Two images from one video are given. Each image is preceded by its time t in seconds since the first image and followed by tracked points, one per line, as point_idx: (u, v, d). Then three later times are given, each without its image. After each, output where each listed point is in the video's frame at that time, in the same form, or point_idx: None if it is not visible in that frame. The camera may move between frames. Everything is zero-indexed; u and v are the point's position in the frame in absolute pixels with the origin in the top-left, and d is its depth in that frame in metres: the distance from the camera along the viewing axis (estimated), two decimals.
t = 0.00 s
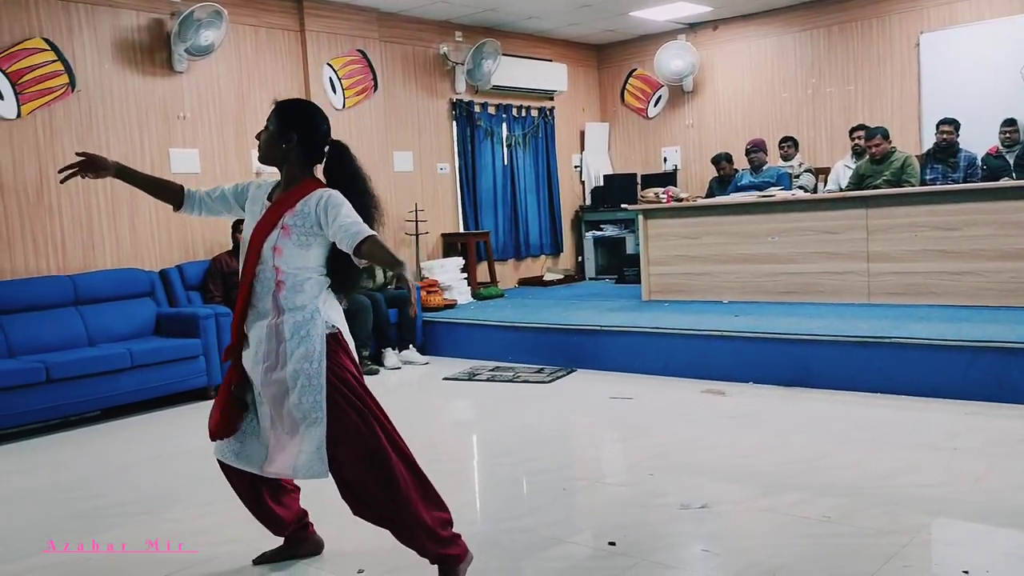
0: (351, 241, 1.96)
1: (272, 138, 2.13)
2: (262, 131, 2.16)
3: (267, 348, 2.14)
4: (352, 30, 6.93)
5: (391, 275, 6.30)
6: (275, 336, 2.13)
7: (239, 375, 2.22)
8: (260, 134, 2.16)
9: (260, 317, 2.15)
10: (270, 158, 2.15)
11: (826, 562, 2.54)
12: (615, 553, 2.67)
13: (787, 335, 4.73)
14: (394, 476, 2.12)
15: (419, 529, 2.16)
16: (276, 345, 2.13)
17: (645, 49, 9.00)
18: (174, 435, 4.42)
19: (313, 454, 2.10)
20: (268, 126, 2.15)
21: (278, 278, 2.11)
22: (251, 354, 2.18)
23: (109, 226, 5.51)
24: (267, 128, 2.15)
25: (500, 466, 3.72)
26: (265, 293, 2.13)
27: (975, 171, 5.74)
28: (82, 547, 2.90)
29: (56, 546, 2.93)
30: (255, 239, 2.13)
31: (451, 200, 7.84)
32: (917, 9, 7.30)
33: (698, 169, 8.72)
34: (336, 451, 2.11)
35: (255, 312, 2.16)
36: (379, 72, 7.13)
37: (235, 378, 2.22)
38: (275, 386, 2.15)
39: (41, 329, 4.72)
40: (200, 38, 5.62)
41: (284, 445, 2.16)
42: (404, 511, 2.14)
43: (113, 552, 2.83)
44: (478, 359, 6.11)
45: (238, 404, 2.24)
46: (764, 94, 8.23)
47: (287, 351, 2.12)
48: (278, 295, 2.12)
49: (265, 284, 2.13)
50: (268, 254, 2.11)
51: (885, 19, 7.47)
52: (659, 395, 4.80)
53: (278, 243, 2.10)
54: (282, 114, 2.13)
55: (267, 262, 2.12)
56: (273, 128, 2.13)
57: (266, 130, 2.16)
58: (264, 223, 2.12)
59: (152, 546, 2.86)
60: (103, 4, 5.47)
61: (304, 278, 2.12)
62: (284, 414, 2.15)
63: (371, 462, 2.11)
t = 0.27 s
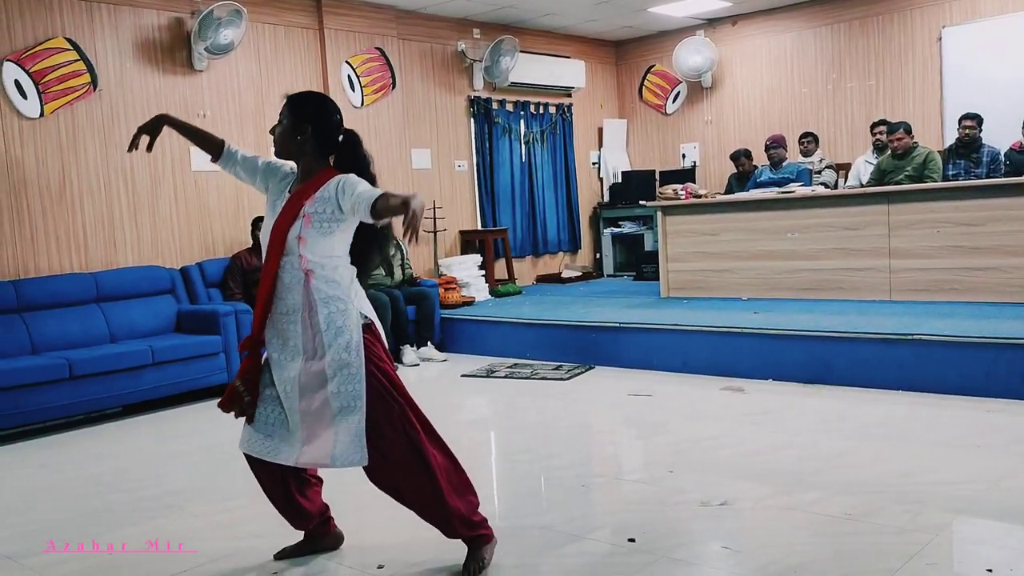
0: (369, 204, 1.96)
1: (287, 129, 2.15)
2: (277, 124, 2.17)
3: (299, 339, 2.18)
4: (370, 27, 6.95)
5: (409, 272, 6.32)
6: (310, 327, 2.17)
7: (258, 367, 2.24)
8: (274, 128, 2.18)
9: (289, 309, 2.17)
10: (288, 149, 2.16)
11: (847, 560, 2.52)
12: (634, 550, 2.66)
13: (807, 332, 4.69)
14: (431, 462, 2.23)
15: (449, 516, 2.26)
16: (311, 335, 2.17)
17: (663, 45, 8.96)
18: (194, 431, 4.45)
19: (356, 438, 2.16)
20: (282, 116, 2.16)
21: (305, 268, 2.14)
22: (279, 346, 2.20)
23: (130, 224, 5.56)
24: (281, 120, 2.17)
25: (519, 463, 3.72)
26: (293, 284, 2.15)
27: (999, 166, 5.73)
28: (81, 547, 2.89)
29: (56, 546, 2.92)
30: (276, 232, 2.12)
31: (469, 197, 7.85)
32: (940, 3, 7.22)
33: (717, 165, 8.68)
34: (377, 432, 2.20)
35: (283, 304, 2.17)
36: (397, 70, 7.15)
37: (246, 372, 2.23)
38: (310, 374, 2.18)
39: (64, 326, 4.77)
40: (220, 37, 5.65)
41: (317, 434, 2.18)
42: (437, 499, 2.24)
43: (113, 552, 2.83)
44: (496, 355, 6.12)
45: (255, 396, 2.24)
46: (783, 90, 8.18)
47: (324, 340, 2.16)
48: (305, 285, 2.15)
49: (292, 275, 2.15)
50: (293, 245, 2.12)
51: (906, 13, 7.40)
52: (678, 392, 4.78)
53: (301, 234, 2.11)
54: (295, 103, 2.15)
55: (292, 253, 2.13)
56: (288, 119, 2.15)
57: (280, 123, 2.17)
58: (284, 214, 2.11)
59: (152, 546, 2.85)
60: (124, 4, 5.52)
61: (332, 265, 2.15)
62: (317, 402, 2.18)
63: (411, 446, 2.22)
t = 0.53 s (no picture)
0: (423, 107, 2.00)
1: (332, 111, 2.13)
2: (319, 111, 2.15)
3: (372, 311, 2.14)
4: (378, 27, 6.96)
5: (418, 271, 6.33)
6: (391, 303, 2.14)
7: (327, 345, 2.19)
8: (317, 117, 2.16)
9: (368, 284, 2.13)
10: (337, 129, 2.15)
11: (856, 559, 2.51)
12: (641, 549, 2.65)
13: (816, 330, 4.67)
14: (470, 472, 2.23)
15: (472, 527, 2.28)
16: (391, 310, 2.14)
17: (673, 42, 8.94)
18: (203, 430, 4.47)
19: (423, 422, 2.14)
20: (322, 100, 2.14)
21: (387, 236, 2.11)
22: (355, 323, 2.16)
23: (140, 223, 5.59)
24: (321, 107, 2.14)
25: (527, 462, 3.72)
26: (375, 257, 2.12)
27: (1010, 164, 5.71)
28: (81, 547, 2.91)
29: (57, 545, 2.94)
30: (353, 199, 2.11)
31: (478, 195, 7.85)
32: None
33: (725, 163, 8.66)
34: (441, 421, 2.18)
35: (362, 279, 2.13)
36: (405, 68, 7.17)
37: (313, 348, 2.17)
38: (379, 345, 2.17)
39: (75, 326, 4.80)
40: (228, 37, 5.67)
41: (386, 413, 2.18)
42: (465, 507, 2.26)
43: (113, 552, 2.85)
44: (506, 354, 6.12)
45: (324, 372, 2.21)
46: (792, 87, 8.14)
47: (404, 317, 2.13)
48: (387, 255, 2.12)
49: (373, 244, 2.12)
50: (375, 210, 2.11)
51: (916, 10, 7.36)
52: (687, 391, 4.77)
53: (381, 198, 2.10)
54: (332, 84, 2.13)
55: (375, 221, 2.11)
56: (329, 101, 2.13)
57: (321, 109, 2.15)
58: (361, 179, 2.10)
59: (152, 546, 2.86)
60: (133, 4, 5.54)
61: (413, 235, 2.14)
62: (386, 381, 2.18)
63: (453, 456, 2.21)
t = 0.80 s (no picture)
0: (467, 103, 2.00)
1: (386, 137, 2.03)
2: (370, 140, 2.04)
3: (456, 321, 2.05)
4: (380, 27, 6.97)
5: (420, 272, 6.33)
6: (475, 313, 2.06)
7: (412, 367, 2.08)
8: (368, 146, 2.05)
9: (455, 295, 2.04)
10: (392, 152, 2.04)
11: (859, 560, 2.50)
12: (644, 550, 2.65)
13: (819, 330, 4.66)
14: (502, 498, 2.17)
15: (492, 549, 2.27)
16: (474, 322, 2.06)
17: (675, 42, 8.93)
18: (207, 431, 4.47)
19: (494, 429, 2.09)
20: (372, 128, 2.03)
21: (475, 243, 2.05)
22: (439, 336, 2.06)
23: (143, 225, 5.60)
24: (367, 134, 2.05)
25: (529, 462, 3.72)
26: (461, 266, 2.04)
27: (1013, 162, 5.69)
28: (82, 547, 2.93)
29: (57, 545, 2.95)
30: (437, 208, 2.01)
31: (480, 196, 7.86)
32: None
33: (728, 163, 8.65)
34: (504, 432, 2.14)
35: (449, 291, 2.04)
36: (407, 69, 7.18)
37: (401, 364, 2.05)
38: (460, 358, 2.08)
39: (79, 327, 4.81)
40: (230, 38, 5.68)
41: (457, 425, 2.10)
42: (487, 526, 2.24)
43: (114, 552, 2.87)
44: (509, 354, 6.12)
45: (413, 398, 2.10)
46: (795, 86, 8.13)
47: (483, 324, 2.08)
48: (474, 264, 2.05)
49: (461, 254, 2.03)
50: (462, 217, 2.03)
51: (919, 8, 7.34)
52: (690, 391, 4.76)
53: (465, 205, 2.04)
54: (376, 109, 2.03)
55: (461, 229, 2.03)
56: (379, 127, 2.03)
57: (372, 139, 2.04)
58: (440, 185, 2.01)
59: (153, 546, 2.88)
60: (135, 6, 5.54)
61: (490, 241, 2.10)
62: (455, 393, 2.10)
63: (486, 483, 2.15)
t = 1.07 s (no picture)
0: (476, 98, 1.98)
1: (416, 130, 1.95)
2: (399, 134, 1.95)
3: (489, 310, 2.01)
4: (380, 28, 6.97)
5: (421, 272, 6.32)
6: (509, 301, 2.03)
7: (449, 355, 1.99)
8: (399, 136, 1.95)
9: (489, 284, 1.99)
10: (422, 143, 1.97)
11: (860, 560, 2.50)
12: (644, 550, 2.64)
13: (820, 329, 4.66)
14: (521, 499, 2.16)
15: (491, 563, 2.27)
16: (509, 309, 2.02)
17: (675, 41, 8.92)
18: (207, 432, 4.47)
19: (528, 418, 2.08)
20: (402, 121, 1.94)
21: (508, 232, 2.02)
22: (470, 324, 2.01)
23: (143, 226, 5.60)
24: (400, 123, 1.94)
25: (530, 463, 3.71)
26: (495, 254, 2.00)
27: (1013, 161, 5.69)
28: (82, 547, 2.94)
29: (57, 546, 2.96)
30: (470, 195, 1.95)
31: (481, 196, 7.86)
32: None
33: (727, 163, 8.65)
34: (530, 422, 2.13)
35: (483, 279, 1.98)
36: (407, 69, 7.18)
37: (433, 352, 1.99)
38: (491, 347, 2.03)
39: (79, 329, 4.80)
40: (230, 39, 5.67)
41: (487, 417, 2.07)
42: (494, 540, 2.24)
43: (116, 550, 2.89)
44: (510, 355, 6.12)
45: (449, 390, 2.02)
46: (795, 86, 8.13)
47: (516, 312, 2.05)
48: (508, 253, 2.01)
49: (495, 243, 1.99)
50: (496, 205, 2.00)
51: (918, 8, 7.33)
52: (691, 391, 4.76)
53: (497, 193, 2.01)
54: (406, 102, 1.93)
55: (495, 217, 1.99)
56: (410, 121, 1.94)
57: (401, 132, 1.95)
58: (471, 173, 1.96)
59: (153, 546, 2.88)
60: (134, 8, 5.54)
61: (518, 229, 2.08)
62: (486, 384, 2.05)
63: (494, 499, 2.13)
